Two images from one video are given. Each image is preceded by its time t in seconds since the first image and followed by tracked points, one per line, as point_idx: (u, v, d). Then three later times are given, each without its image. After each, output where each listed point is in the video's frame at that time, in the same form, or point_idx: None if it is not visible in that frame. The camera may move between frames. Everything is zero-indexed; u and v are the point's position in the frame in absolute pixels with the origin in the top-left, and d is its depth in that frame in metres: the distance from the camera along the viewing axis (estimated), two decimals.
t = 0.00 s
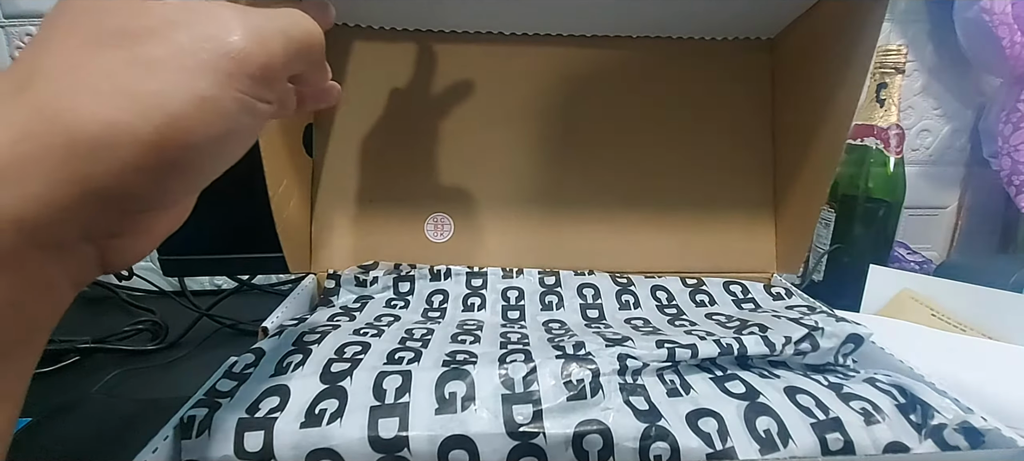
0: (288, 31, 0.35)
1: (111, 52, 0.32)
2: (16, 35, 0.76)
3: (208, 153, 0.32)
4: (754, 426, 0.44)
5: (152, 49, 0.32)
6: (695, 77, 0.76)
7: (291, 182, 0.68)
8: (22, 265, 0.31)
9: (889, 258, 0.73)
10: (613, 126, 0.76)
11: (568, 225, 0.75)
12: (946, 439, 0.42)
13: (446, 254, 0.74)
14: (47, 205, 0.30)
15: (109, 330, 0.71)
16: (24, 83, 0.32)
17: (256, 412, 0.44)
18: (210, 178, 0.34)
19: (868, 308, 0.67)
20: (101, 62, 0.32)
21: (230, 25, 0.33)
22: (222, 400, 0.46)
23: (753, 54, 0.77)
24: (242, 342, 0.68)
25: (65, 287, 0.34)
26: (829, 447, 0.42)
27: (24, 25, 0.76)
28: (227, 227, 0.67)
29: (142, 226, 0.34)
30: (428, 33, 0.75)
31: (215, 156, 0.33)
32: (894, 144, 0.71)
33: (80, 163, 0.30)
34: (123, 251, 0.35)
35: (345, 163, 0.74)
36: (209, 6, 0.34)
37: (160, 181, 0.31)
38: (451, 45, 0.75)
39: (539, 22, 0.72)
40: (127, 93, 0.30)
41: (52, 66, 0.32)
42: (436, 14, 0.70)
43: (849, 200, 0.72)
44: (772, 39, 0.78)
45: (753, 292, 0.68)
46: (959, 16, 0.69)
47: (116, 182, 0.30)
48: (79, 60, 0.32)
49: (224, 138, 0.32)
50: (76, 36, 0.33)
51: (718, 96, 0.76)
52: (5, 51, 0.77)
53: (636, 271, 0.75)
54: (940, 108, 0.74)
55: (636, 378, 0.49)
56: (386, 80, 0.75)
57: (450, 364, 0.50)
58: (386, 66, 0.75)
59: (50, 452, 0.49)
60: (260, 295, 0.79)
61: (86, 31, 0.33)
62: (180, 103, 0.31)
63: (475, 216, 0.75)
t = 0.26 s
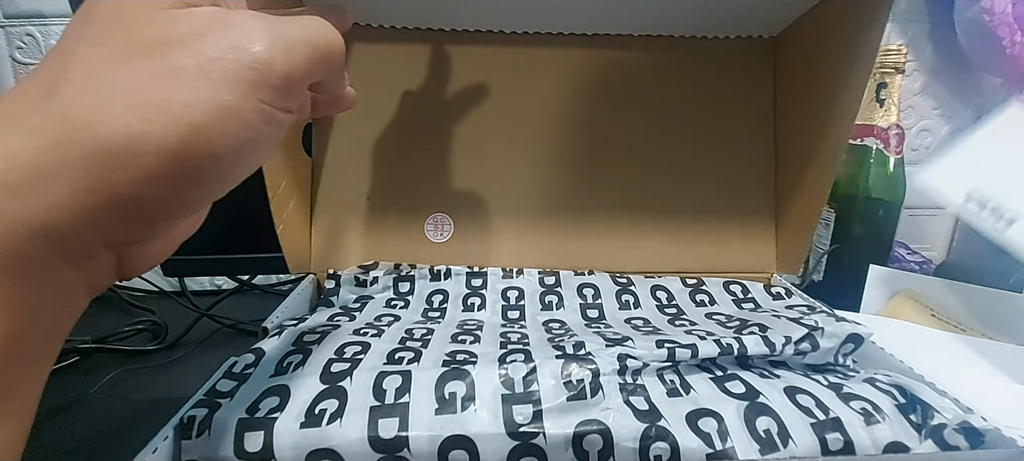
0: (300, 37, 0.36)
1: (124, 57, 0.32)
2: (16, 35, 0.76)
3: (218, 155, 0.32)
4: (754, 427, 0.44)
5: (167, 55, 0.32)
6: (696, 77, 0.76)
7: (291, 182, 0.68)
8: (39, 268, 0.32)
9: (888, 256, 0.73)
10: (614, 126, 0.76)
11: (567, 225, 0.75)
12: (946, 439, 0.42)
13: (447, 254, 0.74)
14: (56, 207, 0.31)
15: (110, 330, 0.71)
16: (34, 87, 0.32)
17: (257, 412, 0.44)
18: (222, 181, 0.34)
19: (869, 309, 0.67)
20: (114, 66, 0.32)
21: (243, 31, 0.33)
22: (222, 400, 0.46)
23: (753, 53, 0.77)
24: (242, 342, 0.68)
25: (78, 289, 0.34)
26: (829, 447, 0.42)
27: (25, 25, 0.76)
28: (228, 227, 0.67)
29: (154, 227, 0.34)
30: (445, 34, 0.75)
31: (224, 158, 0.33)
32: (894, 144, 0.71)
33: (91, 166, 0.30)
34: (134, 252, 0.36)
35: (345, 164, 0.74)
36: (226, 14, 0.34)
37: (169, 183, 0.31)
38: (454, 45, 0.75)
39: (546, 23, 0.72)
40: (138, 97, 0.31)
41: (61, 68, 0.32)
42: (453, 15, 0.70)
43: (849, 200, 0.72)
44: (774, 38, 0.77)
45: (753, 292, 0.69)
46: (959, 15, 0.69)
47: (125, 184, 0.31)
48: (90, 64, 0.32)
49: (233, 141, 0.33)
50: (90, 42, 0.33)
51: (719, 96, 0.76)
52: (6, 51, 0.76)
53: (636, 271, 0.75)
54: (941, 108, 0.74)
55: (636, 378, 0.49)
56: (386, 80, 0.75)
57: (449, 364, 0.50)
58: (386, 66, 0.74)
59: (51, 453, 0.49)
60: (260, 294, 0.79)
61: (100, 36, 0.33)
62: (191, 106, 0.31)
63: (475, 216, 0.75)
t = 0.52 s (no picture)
0: (303, 39, 0.36)
1: (127, 58, 0.32)
2: (16, 35, 0.76)
3: (219, 156, 0.32)
4: (753, 426, 0.44)
5: (171, 58, 0.32)
6: (696, 78, 0.76)
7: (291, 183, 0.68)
8: (43, 270, 0.32)
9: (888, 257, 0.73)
10: (614, 126, 0.76)
11: (568, 225, 0.75)
12: (946, 438, 0.42)
13: (447, 254, 0.74)
14: (55, 207, 0.31)
15: (110, 329, 0.71)
16: (36, 89, 0.32)
17: (257, 411, 0.44)
18: (224, 182, 0.34)
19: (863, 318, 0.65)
20: (118, 69, 0.32)
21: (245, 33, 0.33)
22: (223, 399, 0.46)
23: (756, 53, 0.77)
24: (242, 342, 0.68)
25: (82, 292, 0.34)
26: (829, 447, 0.42)
27: (25, 25, 0.76)
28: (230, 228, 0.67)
29: (158, 230, 0.34)
30: (442, 33, 0.74)
31: (226, 159, 0.33)
32: (894, 144, 0.71)
33: (93, 167, 0.30)
34: (137, 254, 0.36)
35: (345, 165, 0.75)
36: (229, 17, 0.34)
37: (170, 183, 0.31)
38: (453, 45, 0.75)
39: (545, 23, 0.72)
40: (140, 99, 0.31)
41: (64, 71, 0.32)
42: (453, 15, 0.70)
43: (848, 199, 0.72)
44: (773, 37, 0.77)
45: (753, 292, 0.69)
46: (959, 16, 0.69)
47: (127, 185, 0.31)
48: (93, 66, 0.32)
49: (235, 143, 0.33)
50: (94, 45, 0.33)
51: (719, 95, 0.76)
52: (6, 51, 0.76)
53: (637, 272, 0.75)
54: (941, 108, 0.73)
55: (635, 378, 0.49)
56: (386, 80, 0.75)
57: (450, 364, 0.50)
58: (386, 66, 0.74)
59: (51, 453, 0.49)
60: (260, 294, 0.79)
61: (104, 39, 0.33)
62: (193, 110, 0.31)
63: (475, 216, 0.75)
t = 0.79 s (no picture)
0: (302, 39, 0.36)
1: (126, 59, 0.32)
2: (16, 35, 0.76)
3: (218, 155, 0.32)
4: (754, 426, 0.44)
5: (170, 58, 0.32)
6: (696, 78, 0.76)
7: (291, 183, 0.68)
8: (42, 270, 0.32)
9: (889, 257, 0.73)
10: (613, 126, 0.76)
11: (568, 224, 0.75)
12: (946, 438, 0.42)
13: (447, 254, 0.74)
14: (54, 207, 0.30)
15: (109, 329, 0.71)
16: (35, 87, 0.32)
17: (257, 411, 0.44)
18: (223, 181, 0.34)
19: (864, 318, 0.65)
20: (117, 69, 0.32)
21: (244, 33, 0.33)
22: (222, 399, 0.46)
23: (756, 53, 0.77)
24: (242, 342, 0.68)
25: (81, 291, 0.34)
26: (829, 447, 0.42)
27: (25, 25, 0.76)
28: (229, 228, 0.67)
29: (158, 230, 0.34)
30: (439, 33, 0.74)
31: (225, 159, 0.33)
32: (894, 144, 0.71)
33: (92, 166, 0.30)
34: (136, 253, 0.36)
35: (345, 165, 0.75)
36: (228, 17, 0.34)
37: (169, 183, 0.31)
38: (453, 45, 0.75)
39: (545, 23, 0.72)
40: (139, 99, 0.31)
41: (62, 70, 0.32)
42: (452, 15, 0.70)
43: (848, 199, 0.72)
44: (772, 37, 0.77)
45: (753, 291, 0.68)
46: (959, 15, 0.69)
47: (126, 186, 0.31)
48: (92, 66, 0.32)
49: (234, 142, 0.33)
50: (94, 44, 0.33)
51: (719, 95, 0.76)
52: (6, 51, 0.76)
53: (637, 271, 0.75)
54: (940, 109, 0.74)
55: (635, 378, 0.49)
56: (385, 80, 0.75)
57: (449, 364, 0.50)
58: (386, 66, 0.74)
59: (51, 452, 0.49)
60: (260, 294, 0.79)
61: (103, 38, 0.33)
62: (192, 110, 0.31)
63: (475, 216, 0.75)
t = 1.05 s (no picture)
0: (301, 37, 0.36)
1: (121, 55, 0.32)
2: (16, 34, 0.76)
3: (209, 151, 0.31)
4: (753, 426, 0.44)
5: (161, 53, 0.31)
6: (696, 77, 0.76)
7: (291, 182, 0.68)
8: (33, 267, 0.30)
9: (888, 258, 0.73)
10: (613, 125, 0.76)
11: (568, 224, 0.75)
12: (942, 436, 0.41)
13: (446, 253, 0.74)
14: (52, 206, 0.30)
15: (109, 329, 0.71)
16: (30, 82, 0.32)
17: (257, 411, 0.44)
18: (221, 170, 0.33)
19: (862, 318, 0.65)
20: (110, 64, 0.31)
21: (232, 29, 0.32)
22: (222, 399, 0.46)
23: (757, 53, 0.78)
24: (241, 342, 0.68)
25: (73, 287, 0.33)
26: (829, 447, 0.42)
27: (25, 24, 0.76)
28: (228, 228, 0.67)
29: (150, 225, 0.33)
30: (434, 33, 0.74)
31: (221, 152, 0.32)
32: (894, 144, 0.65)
33: (82, 162, 0.29)
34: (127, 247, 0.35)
35: (345, 165, 0.75)
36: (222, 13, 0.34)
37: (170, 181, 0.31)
38: (455, 42, 0.75)
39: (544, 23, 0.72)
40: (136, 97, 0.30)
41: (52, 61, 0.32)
42: (451, 15, 0.70)
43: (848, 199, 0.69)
44: (773, 38, 0.78)
45: (753, 291, 0.69)
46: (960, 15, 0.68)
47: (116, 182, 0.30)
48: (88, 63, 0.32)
49: (223, 142, 0.32)
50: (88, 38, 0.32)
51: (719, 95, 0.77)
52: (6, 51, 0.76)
53: (637, 271, 0.76)
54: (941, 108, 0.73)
55: (635, 379, 0.49)
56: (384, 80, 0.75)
57: (450, 364, 0.50)
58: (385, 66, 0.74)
59: (51, 451, 0.49)
60: (260, 294, 0.79)
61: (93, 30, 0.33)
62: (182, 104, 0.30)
63: (475, 216, 0.75)
